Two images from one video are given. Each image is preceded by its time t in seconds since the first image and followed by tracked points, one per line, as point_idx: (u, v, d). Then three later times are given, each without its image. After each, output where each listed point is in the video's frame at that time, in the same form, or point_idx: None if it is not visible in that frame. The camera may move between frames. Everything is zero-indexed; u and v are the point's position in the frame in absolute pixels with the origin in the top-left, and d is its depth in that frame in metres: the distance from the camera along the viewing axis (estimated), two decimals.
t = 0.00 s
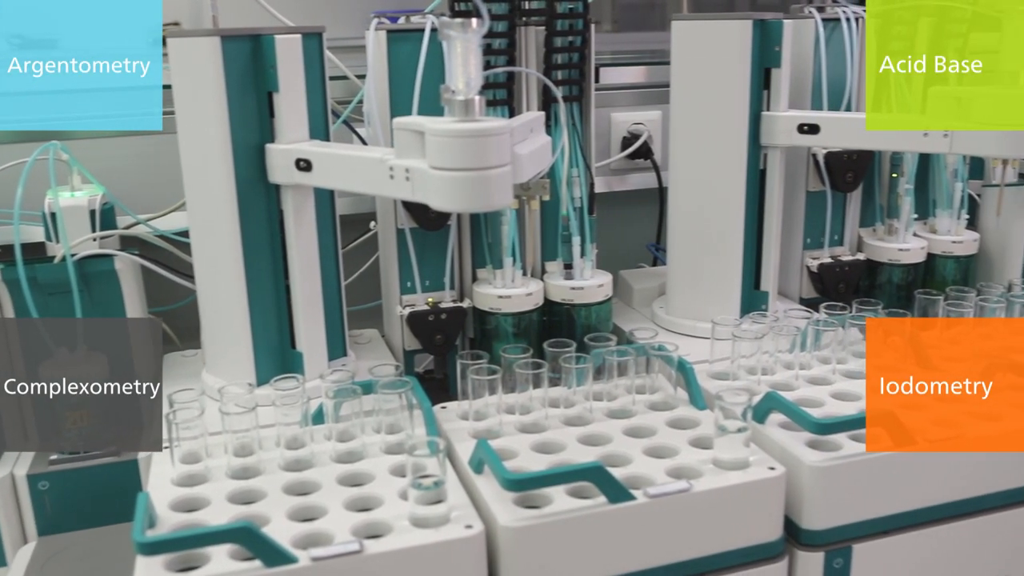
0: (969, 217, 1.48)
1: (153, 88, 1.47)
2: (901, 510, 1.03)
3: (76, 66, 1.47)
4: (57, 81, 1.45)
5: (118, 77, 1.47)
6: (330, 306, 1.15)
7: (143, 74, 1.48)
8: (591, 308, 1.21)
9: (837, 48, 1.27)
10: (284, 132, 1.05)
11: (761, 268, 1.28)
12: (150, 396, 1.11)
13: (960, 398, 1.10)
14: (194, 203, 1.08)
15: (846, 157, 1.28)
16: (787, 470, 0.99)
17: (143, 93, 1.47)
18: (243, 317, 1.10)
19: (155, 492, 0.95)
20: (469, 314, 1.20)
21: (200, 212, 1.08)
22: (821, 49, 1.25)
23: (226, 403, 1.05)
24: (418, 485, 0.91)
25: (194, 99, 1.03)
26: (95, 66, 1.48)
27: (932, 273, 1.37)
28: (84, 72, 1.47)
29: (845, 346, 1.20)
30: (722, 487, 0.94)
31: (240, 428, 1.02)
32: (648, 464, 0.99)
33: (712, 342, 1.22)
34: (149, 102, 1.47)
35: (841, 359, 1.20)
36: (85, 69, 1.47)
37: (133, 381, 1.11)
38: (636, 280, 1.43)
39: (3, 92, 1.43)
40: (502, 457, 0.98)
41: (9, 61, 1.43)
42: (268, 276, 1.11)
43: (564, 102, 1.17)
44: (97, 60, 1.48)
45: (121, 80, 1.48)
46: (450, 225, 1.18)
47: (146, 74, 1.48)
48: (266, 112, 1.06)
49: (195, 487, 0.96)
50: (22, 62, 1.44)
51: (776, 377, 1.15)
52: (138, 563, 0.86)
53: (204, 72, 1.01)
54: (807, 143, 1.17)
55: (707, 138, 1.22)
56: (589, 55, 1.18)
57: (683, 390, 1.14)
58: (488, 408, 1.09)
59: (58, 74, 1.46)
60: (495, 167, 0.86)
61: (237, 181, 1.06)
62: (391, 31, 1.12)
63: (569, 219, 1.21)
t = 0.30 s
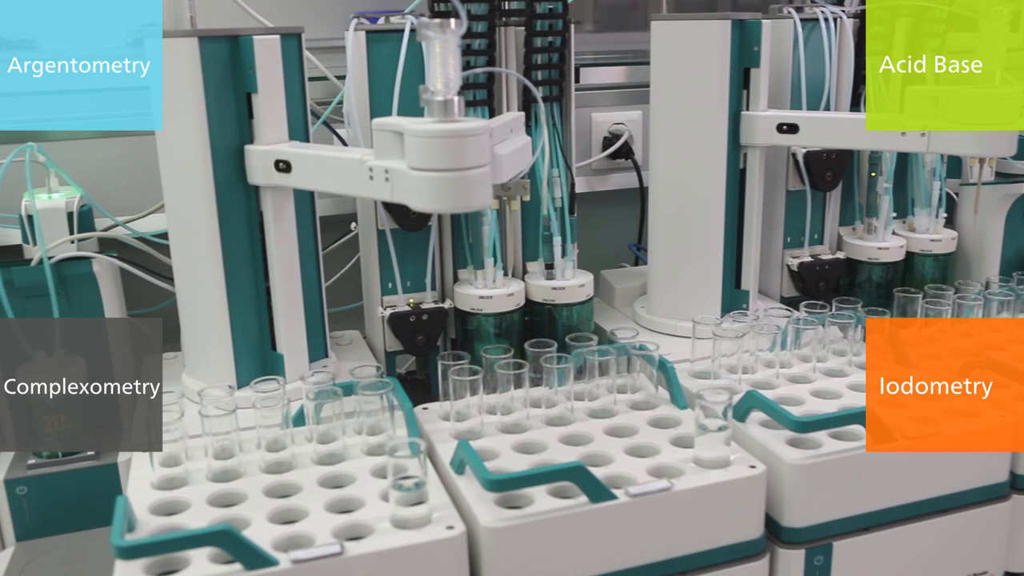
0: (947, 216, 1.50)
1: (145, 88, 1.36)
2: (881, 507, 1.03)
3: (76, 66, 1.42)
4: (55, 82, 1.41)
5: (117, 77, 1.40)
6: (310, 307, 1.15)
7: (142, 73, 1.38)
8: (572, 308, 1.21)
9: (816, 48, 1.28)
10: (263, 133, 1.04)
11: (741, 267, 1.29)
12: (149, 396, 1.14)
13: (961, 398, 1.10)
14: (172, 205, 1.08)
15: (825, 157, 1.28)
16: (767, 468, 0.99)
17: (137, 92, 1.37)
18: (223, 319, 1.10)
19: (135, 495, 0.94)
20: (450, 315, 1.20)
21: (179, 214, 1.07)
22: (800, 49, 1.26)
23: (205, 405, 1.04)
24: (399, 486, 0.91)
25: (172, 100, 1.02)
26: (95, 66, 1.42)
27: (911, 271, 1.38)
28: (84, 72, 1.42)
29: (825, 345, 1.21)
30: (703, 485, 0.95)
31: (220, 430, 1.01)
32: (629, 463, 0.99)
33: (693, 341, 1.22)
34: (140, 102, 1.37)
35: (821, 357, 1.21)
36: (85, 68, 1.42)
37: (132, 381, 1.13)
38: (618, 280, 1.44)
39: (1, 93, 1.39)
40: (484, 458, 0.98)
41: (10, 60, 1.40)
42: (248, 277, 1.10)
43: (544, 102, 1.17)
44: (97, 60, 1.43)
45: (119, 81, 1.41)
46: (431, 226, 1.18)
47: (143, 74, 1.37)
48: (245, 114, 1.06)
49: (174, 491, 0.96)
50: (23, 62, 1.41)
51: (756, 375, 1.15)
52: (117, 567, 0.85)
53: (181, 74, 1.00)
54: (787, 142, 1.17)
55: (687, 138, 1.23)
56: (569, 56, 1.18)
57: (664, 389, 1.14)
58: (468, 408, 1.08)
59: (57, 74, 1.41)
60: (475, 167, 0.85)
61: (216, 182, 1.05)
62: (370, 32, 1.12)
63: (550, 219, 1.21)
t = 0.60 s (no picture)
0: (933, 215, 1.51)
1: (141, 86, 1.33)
2: (869, 505, 1.04)
3: (77, 66, 1.41)
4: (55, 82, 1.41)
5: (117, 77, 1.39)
6: (298, 308, 1.15)
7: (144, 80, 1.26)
8: (561, 308, 1.21)
9: (802, 48, 1.29)
10: (250, 133, 1.04)
11: (729, 267, 1.29)
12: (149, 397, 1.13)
13: (961, 397, 1.10)
14: (159, 206, 1.07)
15: (812, 156, 1.29)
16: (755, 467, 1.00)
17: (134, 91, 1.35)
18: (210, 321, 1.09)
19: (122, 498, 0.94)
20: (439, 315, 1.20)
21: (167, 215, 1.07)
22: (787, 49, 1.26)
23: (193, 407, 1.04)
24: (387, 487, 0.90)
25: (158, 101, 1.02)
26: (95, 67, 1.42)
27: (898, 270, 1.38)
28: (84, 72, 1.41)
29: (813, 344, 1.22)
30: (692, 484, 0.95)
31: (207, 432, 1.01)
32: (618, 463, 0.99)
33: (681, 341, 1.22)
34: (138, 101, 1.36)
35: (808, 356, 1.21)
36: (85, 68, 1.41)
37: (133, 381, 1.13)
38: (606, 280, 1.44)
39: (1, 92, 1.39)
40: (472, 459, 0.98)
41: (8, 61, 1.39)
42: (235, 279, 1.10)
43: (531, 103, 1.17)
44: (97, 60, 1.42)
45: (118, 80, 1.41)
46: (419, 226, 1.18)
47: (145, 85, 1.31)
48: (232, 114, 1.05)
49: (161, 493, 0.95)
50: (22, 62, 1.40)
51: (744, 374, 1.15)
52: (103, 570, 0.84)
53: (168, 74, 1.00)
54: (774, 141, 1.18)
55: (675, 139, 1.23)
56: (556, 56, 1.18)
57: (652, 389, 1.14)
58: (457, 408, 1.08)
59: (58, 73, 1.41)
60: (463, 168, 0.85)
61: (203, 183, 1.05)
62: (357, 32, 1.12)
63: (538, 220, 1.22)
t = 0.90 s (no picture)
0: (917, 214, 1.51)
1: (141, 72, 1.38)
2: (855, 502, 1.04)
3: (76, 65, 1.48)
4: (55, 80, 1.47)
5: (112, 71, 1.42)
6: (283, 309, 1.15)
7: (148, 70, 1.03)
8: (547, 308, 1.21)
9: (787, 47, 1.29)
10: (235, 134, 1.04)
11: (715, 266, 1.29)
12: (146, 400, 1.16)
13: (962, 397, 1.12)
14: (144, 208, 1.07)
15: (797, 156, 1.30)
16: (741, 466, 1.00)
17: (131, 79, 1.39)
18: (195, 322, 1.09)
19: (107, 502, 0.93)
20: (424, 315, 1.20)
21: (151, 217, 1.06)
22: (772, 49, 1.27)
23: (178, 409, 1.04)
24: (373, 488, 0.90)
25: (141, 102, 1.01)
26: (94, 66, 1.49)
27: (883, 269, 1.39)
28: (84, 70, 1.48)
29: (799, 342, 1.22)
30: (678, 483, 0.95)
31: (193, 434, 1.00)
32: (604, 463, 0.99)
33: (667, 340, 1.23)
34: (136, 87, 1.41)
35: (794, 355, 1.21)
36: (85, 67, 1.49)
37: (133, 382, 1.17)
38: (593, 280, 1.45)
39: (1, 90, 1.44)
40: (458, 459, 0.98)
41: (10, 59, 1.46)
42: (221, 280, 1.09)
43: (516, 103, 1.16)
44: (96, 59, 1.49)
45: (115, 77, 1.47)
46: (405, 226, 1.18)
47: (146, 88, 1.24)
48: (216, 115, 1.05)
49: (147, 496, 0.95)
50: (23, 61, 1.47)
51: (730, 373, 1.16)
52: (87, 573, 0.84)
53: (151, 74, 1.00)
54: (759, 141, 1.18)
55: (660, 138, 1.23)
56: (542, 56, 1.18)
57: (639, 388, 1.15)
58: (443, 409, 1.08)
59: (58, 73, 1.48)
60: (448, 168, 0.85)
61: (187, 185, 1.04)
62: (342, 33, 1.11)
63: (524, 219, 1.22)
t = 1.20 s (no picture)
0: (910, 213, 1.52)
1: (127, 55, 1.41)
2: (848, 502, 1.04)
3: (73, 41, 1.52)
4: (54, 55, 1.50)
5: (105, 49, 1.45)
6: (276, 310, 1.15)
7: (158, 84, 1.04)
8: (541, 308, 1.21)
9: (780, 47, 1.30)
10: (227, 135, 1.04)
11: (708, 266, 1.29)
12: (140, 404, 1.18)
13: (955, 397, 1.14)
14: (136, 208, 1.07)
15: (790, 155, 1.30)
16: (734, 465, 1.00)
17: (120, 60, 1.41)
18: (188, 323, 1.09)
19: (99, 503, 0.93)
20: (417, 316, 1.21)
21: (143, 217, 1.06)
22: (765, 49, 1.27)
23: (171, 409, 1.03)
24: (366, 488, 0.90)
25: (134, 103, 1.01)
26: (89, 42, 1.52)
27: (876, 268, 1.39)
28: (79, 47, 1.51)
29: (791, 342, 1.22)
30: (672, 483, 0.95)
31: (186, 435, 1.00)
32: (597, 462, 0.99)
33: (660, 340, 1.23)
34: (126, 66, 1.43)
35: (787, 354, 1.22)
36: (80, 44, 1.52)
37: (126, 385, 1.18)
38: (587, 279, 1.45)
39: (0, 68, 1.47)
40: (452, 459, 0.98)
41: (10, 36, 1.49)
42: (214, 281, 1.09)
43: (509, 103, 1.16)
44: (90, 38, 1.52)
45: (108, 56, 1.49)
46: (398, 227, 1.18)
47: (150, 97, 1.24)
48: (208, 115, 1.05)
49: (139, 497, 0.95)
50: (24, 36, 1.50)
51: (723, 373, 1.16)
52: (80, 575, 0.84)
53: (143, 74, 0.99)
54: (752, 140, 1.18)
55: (653, 138, 1.23)
56: (535, 56, 1.18)
57: (632, 387, 1.15)
58: (437, 409, 1.08)
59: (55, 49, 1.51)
60: (440, 168, 0.85)
61: (179, 185, 1.04)
62: (335, 33, 1.11)
63: (517, 219, 1.22)
